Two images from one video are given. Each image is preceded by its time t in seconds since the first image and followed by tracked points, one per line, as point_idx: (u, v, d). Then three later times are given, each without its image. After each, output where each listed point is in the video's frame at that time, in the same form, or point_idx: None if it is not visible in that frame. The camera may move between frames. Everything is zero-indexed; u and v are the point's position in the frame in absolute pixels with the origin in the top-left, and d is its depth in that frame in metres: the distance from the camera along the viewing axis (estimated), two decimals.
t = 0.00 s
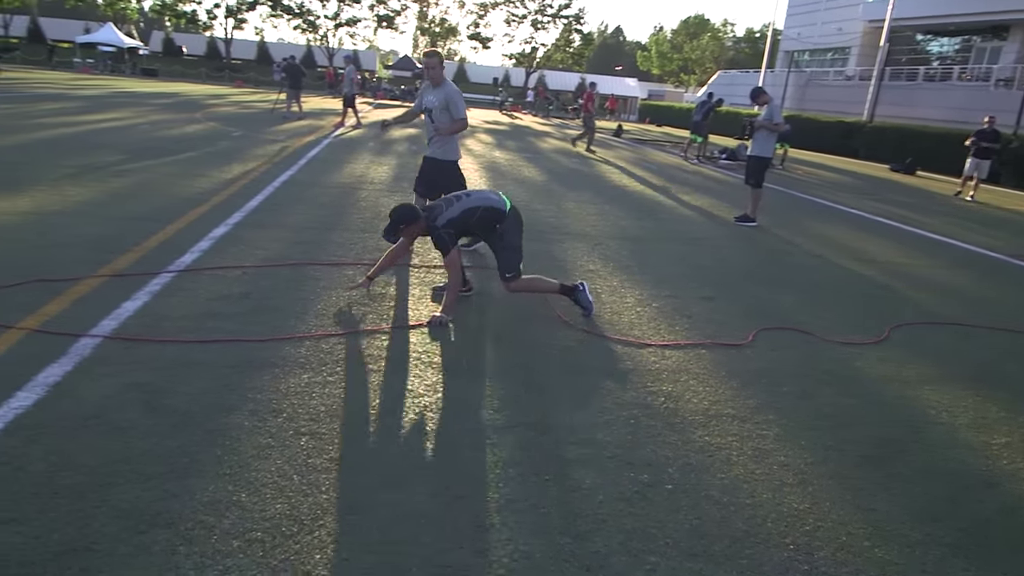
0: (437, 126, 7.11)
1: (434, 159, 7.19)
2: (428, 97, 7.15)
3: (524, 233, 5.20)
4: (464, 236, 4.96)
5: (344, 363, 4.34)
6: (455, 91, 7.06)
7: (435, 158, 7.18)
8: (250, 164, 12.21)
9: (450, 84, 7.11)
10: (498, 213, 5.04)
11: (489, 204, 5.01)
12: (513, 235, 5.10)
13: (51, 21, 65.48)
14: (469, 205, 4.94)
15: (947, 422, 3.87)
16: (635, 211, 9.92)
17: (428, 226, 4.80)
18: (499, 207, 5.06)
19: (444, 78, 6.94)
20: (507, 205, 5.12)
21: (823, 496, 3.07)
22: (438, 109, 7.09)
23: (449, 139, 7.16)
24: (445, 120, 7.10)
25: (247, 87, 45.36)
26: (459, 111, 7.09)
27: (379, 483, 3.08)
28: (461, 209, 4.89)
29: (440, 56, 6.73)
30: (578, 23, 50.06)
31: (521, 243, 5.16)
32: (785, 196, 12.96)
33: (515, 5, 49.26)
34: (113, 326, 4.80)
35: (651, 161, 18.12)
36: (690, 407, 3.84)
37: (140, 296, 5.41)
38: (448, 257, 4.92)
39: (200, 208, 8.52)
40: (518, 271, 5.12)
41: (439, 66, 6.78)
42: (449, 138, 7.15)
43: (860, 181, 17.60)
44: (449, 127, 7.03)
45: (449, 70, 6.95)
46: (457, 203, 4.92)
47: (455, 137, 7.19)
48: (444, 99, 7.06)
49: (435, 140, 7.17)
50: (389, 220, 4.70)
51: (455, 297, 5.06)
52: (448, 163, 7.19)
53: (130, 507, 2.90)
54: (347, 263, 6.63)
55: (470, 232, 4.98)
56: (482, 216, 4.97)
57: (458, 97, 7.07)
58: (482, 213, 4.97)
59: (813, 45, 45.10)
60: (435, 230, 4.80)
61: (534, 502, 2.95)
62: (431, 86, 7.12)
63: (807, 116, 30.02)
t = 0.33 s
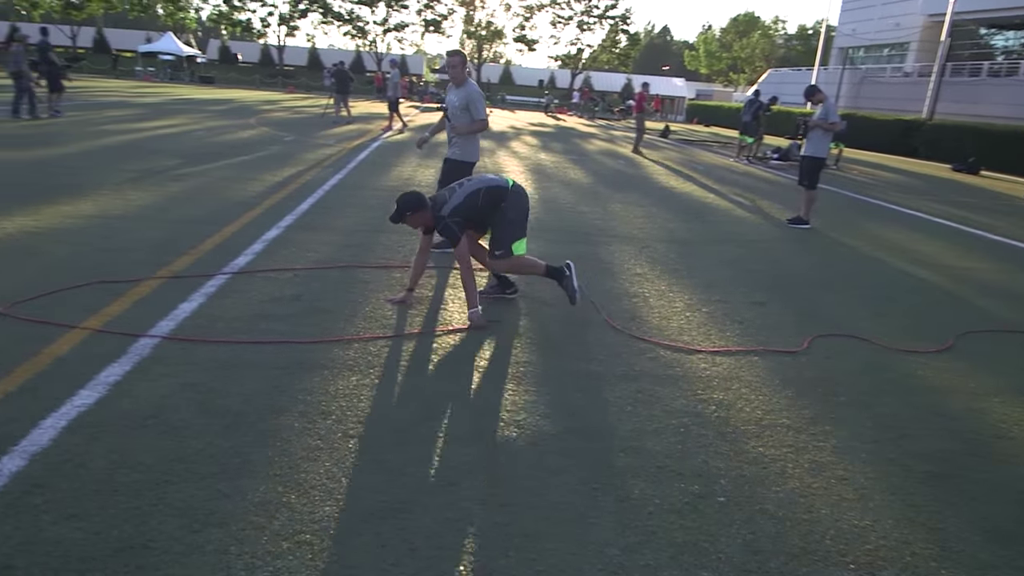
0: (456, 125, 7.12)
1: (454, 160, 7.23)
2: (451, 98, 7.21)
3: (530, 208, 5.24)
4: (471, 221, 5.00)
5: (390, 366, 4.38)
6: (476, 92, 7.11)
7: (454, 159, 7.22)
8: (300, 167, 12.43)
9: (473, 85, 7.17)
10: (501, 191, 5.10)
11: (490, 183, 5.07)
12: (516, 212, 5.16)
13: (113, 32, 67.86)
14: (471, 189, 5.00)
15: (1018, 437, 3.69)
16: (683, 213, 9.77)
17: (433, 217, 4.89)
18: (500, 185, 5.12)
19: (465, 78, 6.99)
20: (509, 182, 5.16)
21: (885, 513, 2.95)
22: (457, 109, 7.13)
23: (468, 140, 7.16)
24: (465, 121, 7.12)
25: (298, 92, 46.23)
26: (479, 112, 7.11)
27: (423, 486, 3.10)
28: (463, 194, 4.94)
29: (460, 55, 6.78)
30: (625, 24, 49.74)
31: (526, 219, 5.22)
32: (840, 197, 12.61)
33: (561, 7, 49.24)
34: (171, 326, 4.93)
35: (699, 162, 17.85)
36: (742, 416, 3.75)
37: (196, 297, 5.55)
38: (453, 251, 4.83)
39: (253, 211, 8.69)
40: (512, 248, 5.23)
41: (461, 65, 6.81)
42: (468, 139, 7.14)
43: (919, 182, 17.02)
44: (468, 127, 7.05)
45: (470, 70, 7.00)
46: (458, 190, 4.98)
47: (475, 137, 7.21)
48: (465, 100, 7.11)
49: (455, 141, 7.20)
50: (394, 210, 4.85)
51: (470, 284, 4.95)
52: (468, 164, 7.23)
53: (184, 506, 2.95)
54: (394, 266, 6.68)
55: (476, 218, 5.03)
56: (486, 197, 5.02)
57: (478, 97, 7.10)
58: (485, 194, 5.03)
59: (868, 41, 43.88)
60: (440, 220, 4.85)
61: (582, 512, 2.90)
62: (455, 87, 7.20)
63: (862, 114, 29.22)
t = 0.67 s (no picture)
0: (481, 121, 7.16)
1: (483, 157, 7.36)
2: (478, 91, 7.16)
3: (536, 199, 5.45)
4: (482, 202, 5.19)
5: (440, 369, 4.39)
6: (501, 86, 7.02)
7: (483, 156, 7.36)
8: (353, 170, 12.61)
9: (499, 78, 7.07)
10: (514, 178, 5.31)
11: (506, 169, 5.27)
12: (524, 199, 5.37)
13: (175, 40, 70.17)
14: (485, 171, 5.20)
15: None
16: (738, 215, 9.56)
17: (444, 198, 4.99)
18: (514, 173, 5.33)
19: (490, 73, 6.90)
20: (522, 171, 5.40)
21: (959, 535, 2.80)
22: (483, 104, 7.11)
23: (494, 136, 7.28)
24: (490, 116, 7.11)
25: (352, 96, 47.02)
26: (504, 107, 7.07)
27: (474, 493, 3.09)
28: (478, 175, 5.13)
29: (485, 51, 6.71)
30: (676, 21, 49.11)
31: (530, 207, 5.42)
32: (903, 198, 12.17)
33: (611, 6, 48.92)
34: (228, 326, 5.02)
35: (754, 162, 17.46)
36: (802, 427, 3.63)
37: (253, 298, 5.65)
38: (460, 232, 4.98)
39: (307, 213, 8.84)
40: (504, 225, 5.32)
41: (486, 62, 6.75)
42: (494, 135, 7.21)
43: (990, 181, 16.31)
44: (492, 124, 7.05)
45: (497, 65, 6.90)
46: (474, 171, 5.16)
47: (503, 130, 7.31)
48: (490, 94, 7.05)
49: (483, 136, 7.29)
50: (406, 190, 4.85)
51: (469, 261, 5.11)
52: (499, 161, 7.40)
53: (240, 505, 2.99)
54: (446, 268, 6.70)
55: (487, 200, 5.21)
56: (500, 180, 5.21)
57: (504, 92, 7.04)
58: (499, 178, 5.23)
59: (933, 35, 42.30)
60: (451, 201, 4.97)
61: (634, 524, 2.84)
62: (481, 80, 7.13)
63: (926, 111, 28.19)
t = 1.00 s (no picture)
0: (512, 128, 7.20)
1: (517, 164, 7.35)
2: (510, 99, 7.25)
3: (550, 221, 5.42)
4: (493, 213, 5.08)
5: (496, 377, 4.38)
6: (533, 93, 7.07)
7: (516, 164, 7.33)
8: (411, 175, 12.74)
9: (531, 86, 7.14)
10: (531, 196, 5.24)
11: (524, 185, 5.19)
12: (538, 219, 5.30)
13: (244, 49, 72.49)
14: (502, 183, 5.12)
15: None
16: (803, 223, 9.29)
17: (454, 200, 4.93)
18: (533, 191, 5.26)
19: (522, 80, 6.99)
20: (541, 191, 5.35)
21: None
22: (514, 111, 7.16)
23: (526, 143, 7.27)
24: (520, 123, 7.14)
25: (411, 102, 47.67)
26: (534, 114, 7.09)
27: (530, 506, 3.05)
28: (493, 186, 5.04)
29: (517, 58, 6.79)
30: (738, 24, 48.20)
31: (544, 228, 5.39)
32: (979, 206, 11.64)
33: (671, 10, 48.34)
34: (290, 329, 5.10)
35: (819, 168, 16.98)
36: (873, 449, 3.46)
37: (314, 301, 5.73)
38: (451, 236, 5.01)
39: (367, 218, 8.96)
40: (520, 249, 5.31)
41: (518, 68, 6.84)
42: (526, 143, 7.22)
43: None
44: (521, 130, 7.09)
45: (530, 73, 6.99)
46: (489, 181, 5.08)
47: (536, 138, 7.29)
48: (520, 102, 7.11)
49: (516, 144, 7.31)
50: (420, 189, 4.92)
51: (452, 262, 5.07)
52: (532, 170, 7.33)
53: (298, 509, 3.02)
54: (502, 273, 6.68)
55: (498, 212, 5.10)
56: (516, 197, 5.14)
57: (535, 100, 7.09)
58: (516, 193, 5.15)
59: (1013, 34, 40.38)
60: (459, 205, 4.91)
61: (694, 546, 2.75)
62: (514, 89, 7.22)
63: (1004, 115, 26.91)
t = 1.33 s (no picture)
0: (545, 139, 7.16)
1: (552, 177, 7.30)
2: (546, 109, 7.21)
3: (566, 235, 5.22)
4: (499, 230, 5.11)
5: (555, 392, 4.31)
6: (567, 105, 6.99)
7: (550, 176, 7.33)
8: (472, 185, 12.81)
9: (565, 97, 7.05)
10: (539, 213, 5.12)
11: (530, 202, 5.11)
12: (550, 236, 5.14)
13: (312, 63, 74.57)
14: (507, 201, 5.08)
15: None
16: (876, 236, 8.92)
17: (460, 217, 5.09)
18: (540, 208, 5.14)
19: (557, 93, 6.87)
20: (551, 207, 5.19)
21: None
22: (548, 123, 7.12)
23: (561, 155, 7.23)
24: (553, 134, 7.10)
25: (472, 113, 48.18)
26: (567, 126, 7.04)
27: (590, 528, 2.97)
28: (497, 204, 5.04)
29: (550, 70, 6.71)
30: (806, 30, 47.02)
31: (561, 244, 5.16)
32: None
33: (736, 17, 47.53)
34: (353, 338, 5.15)
35: (892, 178, 16.34)
36: (958, 482, 3.25)
37: (376, 310, 5.78)
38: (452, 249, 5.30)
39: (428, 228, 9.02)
40: (555, 272, 5.17)
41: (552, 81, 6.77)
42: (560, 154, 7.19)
43: None
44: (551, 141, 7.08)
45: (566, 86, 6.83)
46: (494, 199, 5.07)
47: (571, 149, 7.23)
48: (554, 114, 7.06)
49: (552, 155, 7.28)
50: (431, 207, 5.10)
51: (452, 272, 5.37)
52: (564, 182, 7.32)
53: (357, 521, 3.01)
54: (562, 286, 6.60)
55: (505, 229, 5.12)
56: (522, 214, 5.09)
57: (569, 113, 6.97)
58: (522, 211, 5.09)
59: None
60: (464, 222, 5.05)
61: None
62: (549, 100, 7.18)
63: None
